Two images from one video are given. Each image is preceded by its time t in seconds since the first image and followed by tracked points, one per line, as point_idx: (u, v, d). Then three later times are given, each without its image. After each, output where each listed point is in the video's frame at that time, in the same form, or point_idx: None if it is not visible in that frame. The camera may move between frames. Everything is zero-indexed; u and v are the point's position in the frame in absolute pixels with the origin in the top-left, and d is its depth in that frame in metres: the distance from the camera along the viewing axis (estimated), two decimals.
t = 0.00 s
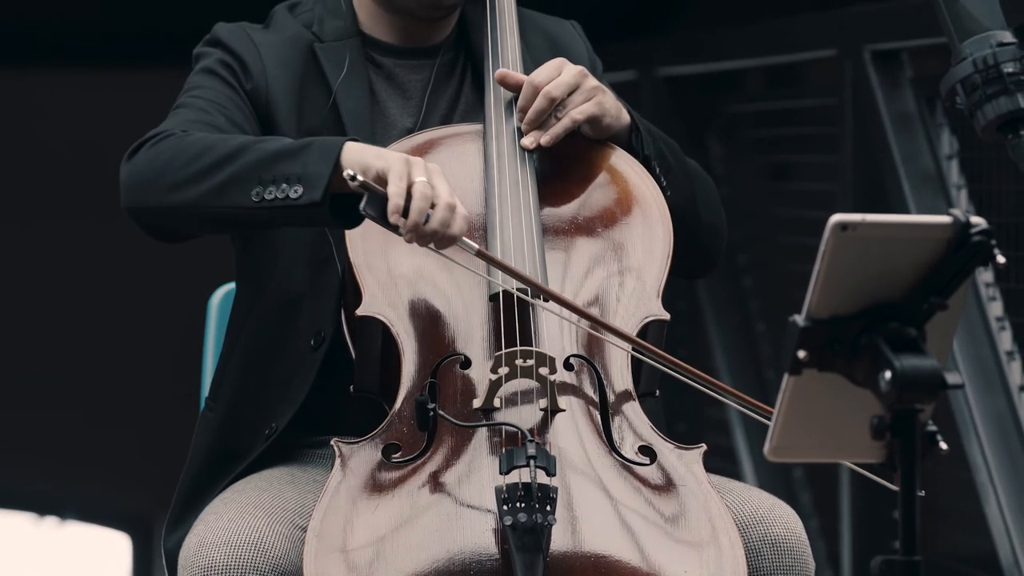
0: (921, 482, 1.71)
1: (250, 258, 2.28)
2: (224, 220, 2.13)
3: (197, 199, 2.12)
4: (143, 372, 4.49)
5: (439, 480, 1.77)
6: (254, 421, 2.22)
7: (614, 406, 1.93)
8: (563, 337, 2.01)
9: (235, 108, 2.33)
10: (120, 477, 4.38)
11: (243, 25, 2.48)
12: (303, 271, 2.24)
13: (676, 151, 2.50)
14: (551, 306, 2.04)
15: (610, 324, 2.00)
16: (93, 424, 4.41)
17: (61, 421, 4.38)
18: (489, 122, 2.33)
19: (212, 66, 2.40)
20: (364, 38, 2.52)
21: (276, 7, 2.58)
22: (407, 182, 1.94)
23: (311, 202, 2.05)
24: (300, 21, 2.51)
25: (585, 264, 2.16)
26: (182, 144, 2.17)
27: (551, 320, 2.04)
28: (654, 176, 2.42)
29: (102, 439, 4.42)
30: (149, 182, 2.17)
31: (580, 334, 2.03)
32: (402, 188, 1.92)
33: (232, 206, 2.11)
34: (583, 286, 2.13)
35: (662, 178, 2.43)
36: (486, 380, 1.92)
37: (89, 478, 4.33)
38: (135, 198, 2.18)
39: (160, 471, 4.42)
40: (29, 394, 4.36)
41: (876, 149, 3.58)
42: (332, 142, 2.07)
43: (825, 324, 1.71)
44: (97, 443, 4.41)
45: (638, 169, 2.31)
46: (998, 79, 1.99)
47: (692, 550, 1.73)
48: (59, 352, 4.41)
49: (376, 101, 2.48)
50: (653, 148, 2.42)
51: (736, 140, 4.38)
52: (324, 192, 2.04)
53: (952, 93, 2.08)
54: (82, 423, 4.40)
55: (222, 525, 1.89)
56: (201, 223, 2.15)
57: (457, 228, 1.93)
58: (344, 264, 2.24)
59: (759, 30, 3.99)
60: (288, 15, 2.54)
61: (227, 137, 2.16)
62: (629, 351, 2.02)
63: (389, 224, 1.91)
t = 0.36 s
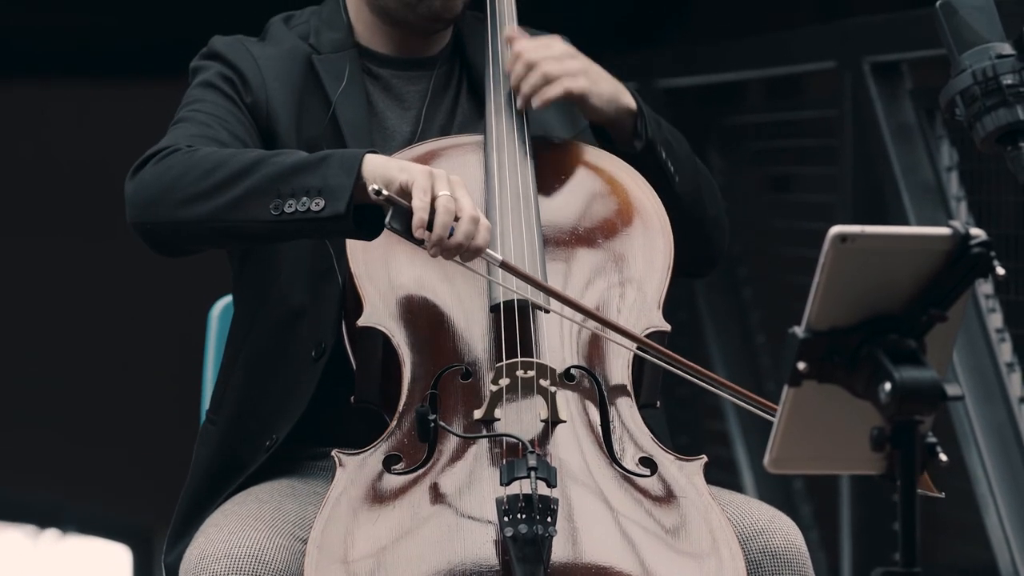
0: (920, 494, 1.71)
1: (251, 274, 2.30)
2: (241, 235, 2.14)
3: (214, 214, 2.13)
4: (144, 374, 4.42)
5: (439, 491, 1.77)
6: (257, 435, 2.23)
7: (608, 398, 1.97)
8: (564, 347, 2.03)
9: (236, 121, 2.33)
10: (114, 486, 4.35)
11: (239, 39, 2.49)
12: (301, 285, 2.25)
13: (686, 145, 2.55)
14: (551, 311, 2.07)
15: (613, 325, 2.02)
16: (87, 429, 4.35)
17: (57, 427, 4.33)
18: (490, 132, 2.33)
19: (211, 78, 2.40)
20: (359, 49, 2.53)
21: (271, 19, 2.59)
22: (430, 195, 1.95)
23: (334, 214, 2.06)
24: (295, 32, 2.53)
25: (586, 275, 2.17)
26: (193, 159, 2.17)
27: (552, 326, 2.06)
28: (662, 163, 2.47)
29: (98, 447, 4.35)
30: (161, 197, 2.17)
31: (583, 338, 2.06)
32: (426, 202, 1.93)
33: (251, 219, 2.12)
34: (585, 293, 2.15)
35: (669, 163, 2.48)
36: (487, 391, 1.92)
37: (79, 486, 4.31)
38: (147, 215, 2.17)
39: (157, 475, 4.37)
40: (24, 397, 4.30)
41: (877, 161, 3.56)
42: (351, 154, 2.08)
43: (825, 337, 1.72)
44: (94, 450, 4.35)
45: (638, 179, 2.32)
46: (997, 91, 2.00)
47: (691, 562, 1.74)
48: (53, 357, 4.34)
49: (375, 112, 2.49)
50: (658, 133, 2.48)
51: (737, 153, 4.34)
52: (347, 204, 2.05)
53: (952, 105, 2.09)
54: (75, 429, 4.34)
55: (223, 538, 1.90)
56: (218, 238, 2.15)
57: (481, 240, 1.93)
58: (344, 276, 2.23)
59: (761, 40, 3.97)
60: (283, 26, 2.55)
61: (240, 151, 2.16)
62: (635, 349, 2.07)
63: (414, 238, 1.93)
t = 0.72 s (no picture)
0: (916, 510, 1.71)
1: (243, 288, 2.31)
2: (221, 241, 2.14)
3: (195, 220, 2.13)
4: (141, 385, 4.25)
5: (435, 505, 1.79)
6: (253, 448, 2.23)
7: (602, 407, 1.99)
8: (560, 361, 2.04)
9: (226, 134, 2.33)
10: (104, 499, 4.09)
11: (233, 51, 2.50)
12: (295, 302, 2.26)
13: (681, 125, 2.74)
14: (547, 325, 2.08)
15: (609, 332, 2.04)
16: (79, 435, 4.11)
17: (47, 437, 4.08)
18: (486, 146, 2.34)
19: (201, 87, 2.41)
20: (356, 63, 2.54)
21: (266, 34, 2.61)
22: (412, 202, 1.94)
23: (314, 219, 2.05)
24: (290, 46, 2.54)
25: (581, 288, 2.18)
26: (175, 166, 2.18)
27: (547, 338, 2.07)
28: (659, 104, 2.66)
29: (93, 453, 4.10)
30: (141, 204, 2.18)
31: (579, 347, 2.07)
32: (406, 209, 1.92)
33: (231, 225, 2.12)
34: (581, 304, 2.15)
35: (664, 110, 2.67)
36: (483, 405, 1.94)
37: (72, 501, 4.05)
38: (127, 221, 2.18)
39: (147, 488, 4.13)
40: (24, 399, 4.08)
41: (871, 178, 3.47)
42: (331, 160, 2.08)
43: (819, 352, 1.72)
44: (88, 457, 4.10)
45: (628, 188, 2.36)
46: (991, 106, 2.00)
47: None
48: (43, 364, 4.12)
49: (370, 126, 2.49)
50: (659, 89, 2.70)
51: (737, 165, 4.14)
52: (327, 210, 2.04)
53: (946, 120, 2.09)
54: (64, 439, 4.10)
55: (219, 552, 1.90)
56: (198, 245, 2.15)
57: (464, 244, 1.93)
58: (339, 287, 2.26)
59: (756, 58, 3.84)
60: (278, 39, 2.57)
61: (221, 159, 2.17)
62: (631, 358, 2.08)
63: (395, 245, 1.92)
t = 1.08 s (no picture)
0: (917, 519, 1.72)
1: (249, 299, 2.32)
2: (206, 243, 2.18)
3: (180, 222, 2.17)
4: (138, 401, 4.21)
5: (440, 517, 1.81)
6: (254, 460, 2.23)
7: (609, 426, 1.99)
8: (566, 376, 2.05)
9: (222, 141, 2.36)
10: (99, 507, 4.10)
11: (235, 60, 2.51)
12: (302, 311, 2.28)
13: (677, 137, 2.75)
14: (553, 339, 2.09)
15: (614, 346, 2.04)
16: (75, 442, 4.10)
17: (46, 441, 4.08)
18: (493, 162, 2.35)
19: (202, 96, 2.42)
20: (359, 76, 2.55)
21: (269, 44, 2.62)
22: (393, 208, 1.96)
23: (297, 223, 2.10)
24: (294, 58, 2.55)
25: (586, 304, 2.19)
26: (163, 169, 2.22)
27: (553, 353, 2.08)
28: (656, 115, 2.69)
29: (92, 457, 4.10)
30: (129, 206, 2.22)
31: (585, 360, 2.08)
32: (387, 215, 1.95)
33: (216, 227, 2.16)
34: (587, 320, 2.16)
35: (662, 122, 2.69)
36: (488, 419, 1.95)
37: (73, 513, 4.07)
38: (116, 222, 2.22)
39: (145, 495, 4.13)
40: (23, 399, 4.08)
41: (874, 193, 3.48)
42: (316, 165, 2.12)
43: (821, 365, 1.73)
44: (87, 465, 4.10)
45: (636, 206, 2.37)
46: (993, 119, 2.01)
47: None
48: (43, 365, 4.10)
49: (373, 139, 2.51)
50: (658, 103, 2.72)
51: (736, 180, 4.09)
52: (310, 213, 2.09)
53: (948, 132, 2.10)
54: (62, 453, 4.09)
55: (224, 564, 1.91)
56: (184, 246, 2.19)
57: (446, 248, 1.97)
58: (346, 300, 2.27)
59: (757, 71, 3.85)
60: (281, 51, 2.58)
61: (207, 162, 2.21)
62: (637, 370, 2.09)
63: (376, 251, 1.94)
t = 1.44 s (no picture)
0: (917, 533, 1.72)
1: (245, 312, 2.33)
2: (180, 239, 2.20)
3: (156, 218, 2.20)
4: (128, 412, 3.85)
5: (439, 529, 1.81)
6: (252, 473, 2.23)
7: (611, 446, 1.98)
8: (565, 390, 2.05)
9: (211, 146, 2.38)
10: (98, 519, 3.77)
11: (232, 71, 2.52)
12: (303, 320, 2.28)
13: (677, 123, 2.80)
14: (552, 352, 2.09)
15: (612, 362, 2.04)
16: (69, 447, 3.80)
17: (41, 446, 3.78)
18: (492, 174, 2.35)
19: (197, 106, 2.44)
20: (358, 89, 2.55)
21: (268, 56, 2.63)
22: (362, 204, 1.97)
23: (267, 218, 2.11)
24: (292, 71, 2.56)
25: (585, 317, 2.19)
26: (142, 168, 2.25)
27: (552, 365, 2.08)
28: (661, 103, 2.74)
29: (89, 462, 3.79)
30: (107, 204, 2.25)
31: (583, 376, 2.07)
32: (355, 209, 1.95)
33: (189, 222, 2.18)
34: (586, 334, 2.16)
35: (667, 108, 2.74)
36: (487, 432, 1.94)
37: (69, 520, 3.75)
38: (94, 220, 2.25)
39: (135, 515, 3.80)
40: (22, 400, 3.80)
41: (875, 213, 3.48)
42: (290, 162, 2.14)
43: (822, 378, 1.73)
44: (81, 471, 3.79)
45: (637, 219, 2.37)
46: (992, 132, 2.02)
47: None
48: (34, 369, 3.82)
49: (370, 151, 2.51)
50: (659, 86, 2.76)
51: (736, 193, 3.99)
52: (280, 209, 2.11)
53: (947, 145, 2.10)
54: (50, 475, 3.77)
55: None
56: (160, 243, 2.21)
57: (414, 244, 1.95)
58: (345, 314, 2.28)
59: (757, 84, 3.84)
60: (279, 63, 2.59)
61: (185, 161, 2.24)
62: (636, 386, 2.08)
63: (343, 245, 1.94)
